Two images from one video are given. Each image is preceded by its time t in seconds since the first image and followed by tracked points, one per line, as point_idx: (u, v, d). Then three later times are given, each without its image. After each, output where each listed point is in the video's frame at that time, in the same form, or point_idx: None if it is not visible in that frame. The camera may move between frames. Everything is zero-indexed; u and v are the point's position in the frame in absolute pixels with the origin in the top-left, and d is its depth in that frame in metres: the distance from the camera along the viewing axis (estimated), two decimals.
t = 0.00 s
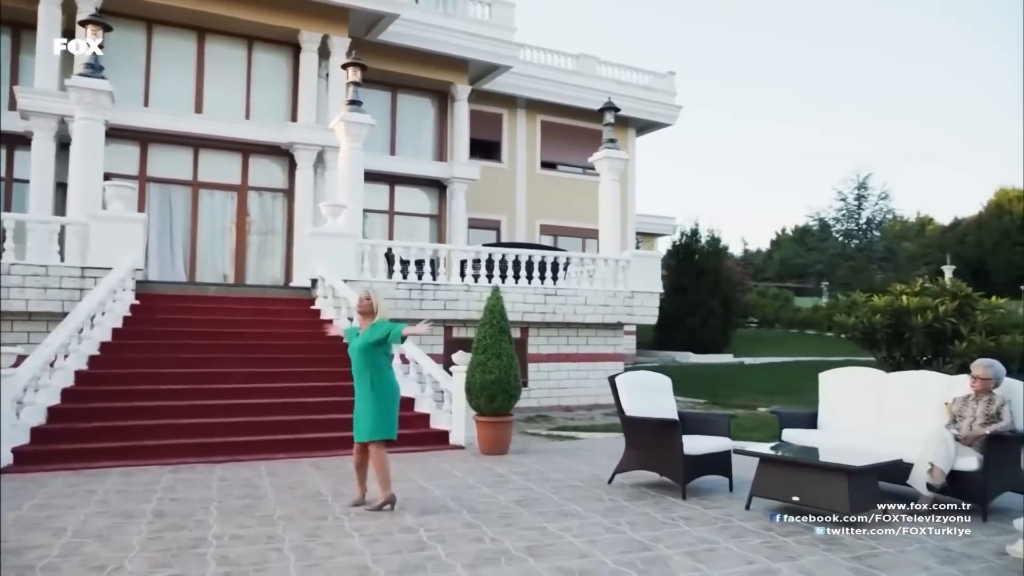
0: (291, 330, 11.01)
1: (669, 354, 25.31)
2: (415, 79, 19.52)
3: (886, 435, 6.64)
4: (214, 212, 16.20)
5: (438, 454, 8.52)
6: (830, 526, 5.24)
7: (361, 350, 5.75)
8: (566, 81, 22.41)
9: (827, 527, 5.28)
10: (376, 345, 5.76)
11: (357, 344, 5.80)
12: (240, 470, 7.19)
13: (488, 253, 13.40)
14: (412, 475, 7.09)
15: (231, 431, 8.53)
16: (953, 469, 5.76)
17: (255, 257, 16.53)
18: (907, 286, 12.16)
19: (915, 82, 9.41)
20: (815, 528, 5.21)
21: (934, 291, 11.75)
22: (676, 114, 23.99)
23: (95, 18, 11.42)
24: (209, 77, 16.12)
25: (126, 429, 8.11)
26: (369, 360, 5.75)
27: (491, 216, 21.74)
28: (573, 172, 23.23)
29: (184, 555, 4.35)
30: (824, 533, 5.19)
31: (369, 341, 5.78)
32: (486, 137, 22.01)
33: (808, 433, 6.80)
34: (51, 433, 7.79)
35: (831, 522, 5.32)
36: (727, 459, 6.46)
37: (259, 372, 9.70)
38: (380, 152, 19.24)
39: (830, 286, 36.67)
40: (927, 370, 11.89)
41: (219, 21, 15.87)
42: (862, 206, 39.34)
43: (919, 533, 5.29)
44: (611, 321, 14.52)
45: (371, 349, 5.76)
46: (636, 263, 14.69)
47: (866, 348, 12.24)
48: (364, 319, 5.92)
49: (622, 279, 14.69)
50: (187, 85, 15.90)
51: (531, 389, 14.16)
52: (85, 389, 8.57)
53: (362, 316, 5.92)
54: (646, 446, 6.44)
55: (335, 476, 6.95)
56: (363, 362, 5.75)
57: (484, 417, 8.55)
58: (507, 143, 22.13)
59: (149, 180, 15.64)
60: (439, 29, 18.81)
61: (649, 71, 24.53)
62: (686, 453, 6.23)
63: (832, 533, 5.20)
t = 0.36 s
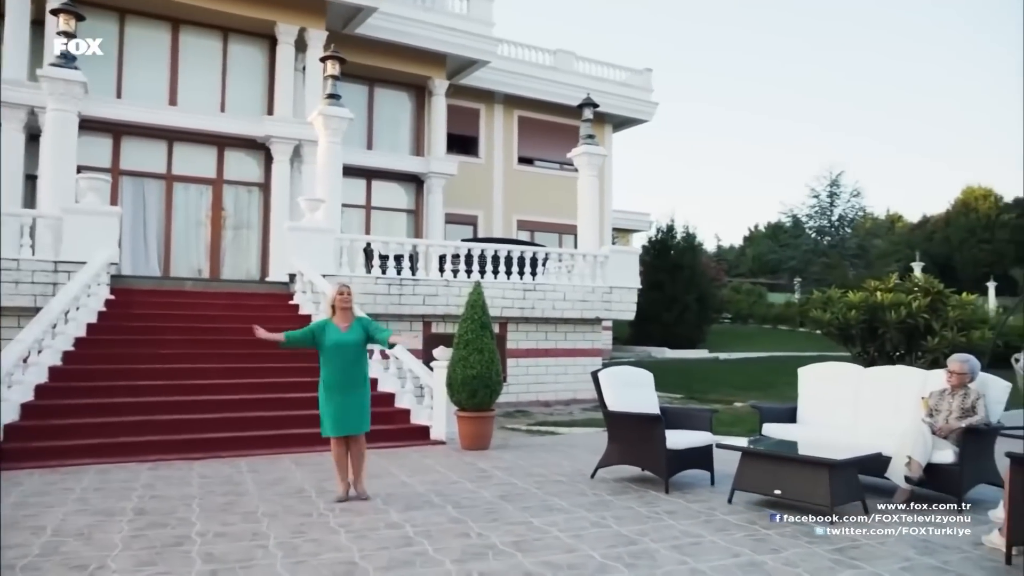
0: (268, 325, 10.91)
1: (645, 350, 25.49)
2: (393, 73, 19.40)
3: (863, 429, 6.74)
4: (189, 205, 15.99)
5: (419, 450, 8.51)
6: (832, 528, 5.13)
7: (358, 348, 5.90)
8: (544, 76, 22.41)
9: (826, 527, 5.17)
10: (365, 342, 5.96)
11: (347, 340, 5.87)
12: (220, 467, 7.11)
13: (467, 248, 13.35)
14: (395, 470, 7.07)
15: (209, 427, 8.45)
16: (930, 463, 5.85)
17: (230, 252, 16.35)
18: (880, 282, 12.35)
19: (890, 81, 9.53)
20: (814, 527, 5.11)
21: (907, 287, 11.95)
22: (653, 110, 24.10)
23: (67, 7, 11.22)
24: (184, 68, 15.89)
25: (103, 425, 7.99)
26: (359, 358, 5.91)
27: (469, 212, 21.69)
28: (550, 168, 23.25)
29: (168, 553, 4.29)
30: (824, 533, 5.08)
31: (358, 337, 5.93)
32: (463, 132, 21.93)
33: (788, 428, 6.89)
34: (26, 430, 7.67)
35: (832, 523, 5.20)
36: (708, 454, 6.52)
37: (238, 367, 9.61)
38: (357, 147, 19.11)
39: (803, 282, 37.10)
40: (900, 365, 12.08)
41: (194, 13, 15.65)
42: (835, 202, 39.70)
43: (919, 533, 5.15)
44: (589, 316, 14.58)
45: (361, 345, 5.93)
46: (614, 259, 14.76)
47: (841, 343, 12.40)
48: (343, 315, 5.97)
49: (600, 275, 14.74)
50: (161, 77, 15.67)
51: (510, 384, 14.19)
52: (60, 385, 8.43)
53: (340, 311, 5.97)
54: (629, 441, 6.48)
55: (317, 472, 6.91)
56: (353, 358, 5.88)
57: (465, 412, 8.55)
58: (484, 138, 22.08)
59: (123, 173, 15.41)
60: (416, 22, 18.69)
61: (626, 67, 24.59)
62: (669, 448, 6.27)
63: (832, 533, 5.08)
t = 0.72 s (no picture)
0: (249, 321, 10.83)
1: (624, 346, 25.61)
2: (374, 68, 19.28)
3: (846, 425, 6.83)
4: (167, 200, 15.80)
5: (405, 446, 8.49)
6: (833, 528, 5.03)
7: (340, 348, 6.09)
8: (525, 73, 22.40)
9: (828, 527, 5.06)
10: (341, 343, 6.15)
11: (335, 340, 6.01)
12: (204, 465, 7.05)
13: (450, 244, 13.32)
14: (381, 467, 7.05)
15: (192, 424, 8.39)
16: (911, 457, 5.96)
17: (210, 248, 16.19)
18: (859, 279, 12.50)
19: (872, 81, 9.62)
20: (814, 527, 5.02)
21: (885, 284, 12.12)
22: (633, 107, 24.18)
23: None
24: (161, 61, 15.68)
25: (83, 423, 7.90)
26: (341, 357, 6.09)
27: (450, 208, 21.64)
28: (531, 164, 23.26)
29: (157, 551, 4.25)
30: (826, 532, 4.98)
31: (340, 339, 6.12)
32: (444, 127, 21.86)
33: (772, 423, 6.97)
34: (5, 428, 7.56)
35: (834, 524, 5.08)
36: (693, 449, 6.58)
37: (219, 364, 9.54)
38: (337, 142, 18.99)
39: (780, 279, 37.44)
40: (878, 360, 12.25)
41: (172, 5, 15.43)
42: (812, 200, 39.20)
43: (921, 533, 5.06)
44: (571, 312, 14.62)
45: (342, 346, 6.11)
46: (596, 255, 14.80)
47: (821, 339, 12.54)
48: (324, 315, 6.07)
49: (582, 271, 14.79)
50: (138, 69, 15.45)
51: (492, 380, 14.20)
52: (39, 382, 8.32)
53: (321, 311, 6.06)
54: (616, 436, 6.52)
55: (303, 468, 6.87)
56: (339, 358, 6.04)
57: (450, 409, 8.54)
58: (465, 134, 22.03)
59: (99, 167, 15.20)
60: (398, 17, 18.58)
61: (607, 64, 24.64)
62: (656, 443, 6.32)
63: (835, 533, 4.98)
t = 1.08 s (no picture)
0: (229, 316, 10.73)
1: (603, 341, 25.70)
2: (354, 62, 19.15)
3: (830, 419, 6.92)
4: (144, 194, 15.60)
5: (389, 442, 8.47)
6: (833, 528, 4.93)
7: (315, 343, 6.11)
8: (506, 69, 22.35)
9: (828, 527, 4.96)
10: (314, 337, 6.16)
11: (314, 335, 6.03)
12: (188, 461, 6.98)
13: (433, 239, 13.27)
14: (367, 462, 7.03)
15: (174, 420, 8.31)
16: (894, 450, 6.05)
17: (188, 243, 16.02)
18: (838, 275, 12.64)
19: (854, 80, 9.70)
20: (813, 527, 4.92)
21: (864, 280, 12.28)
22: (613, 104, 24.24)
23: None
24: (138, 52, 15.44)
25: (63, 419, 7.79)
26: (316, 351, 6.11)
27: (430, 203, 21.57)
28: (511, 160, 23.25)
29: (146, 549, 4.21)
30: (826, 533, 4.88)
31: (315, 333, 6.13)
32: (424, 122, 21.78)
33: (757, 417, 7.03)
34: None
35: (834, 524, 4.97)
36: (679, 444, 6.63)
37: (200, 360, 9.44)
38: (317, 136, 18.84)
39: (757, 274, 37.76)
40: (856, 356, 12.41)
41: None
42: (788, 196, 39.30)
43: (920, 533, 4.98)
44: (553, 308, 14.65)
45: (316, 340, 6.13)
46: (578, 251, 14.84)
47: (801, 335, 12.67)
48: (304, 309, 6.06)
49: (564, 267, 14.82)
50: (114, 61, 15.21)
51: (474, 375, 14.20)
52: (17, 378, 8.19)
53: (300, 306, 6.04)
54: (603, 431, 6.54)
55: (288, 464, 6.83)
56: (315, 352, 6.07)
57: (435, 404, 8.53)
58: (445, 130, 21.95)
59: (74, 160, 14.95)
60: (378, 11, 18.44)
61: (588, 60, 24.67)
62: (643, 438, 6.36)
63: (834, 533, 4.88)
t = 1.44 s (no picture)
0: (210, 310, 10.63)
1: (583, 336, 25.79)
2: (334, 55, 19.01)
3: (812, 412, 7.01)
4: (121, 186, 15.40)
5: (374, 436, 8.46)
6: (831, 527, 4.83)
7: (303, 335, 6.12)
8: (486, 63, 22.30)
9: (828, 527, 4.84)
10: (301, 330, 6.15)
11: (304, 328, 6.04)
12: (170, 456, 6.92)
13: (416, 233, 13.24)
14: (353, 457, 7.01)
15: (155, 415, 8.23)
16: (876, 442, 6.14)
17: (166, 236, 15.83)
18: (816, 270, 12.78)
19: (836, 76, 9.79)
20: (813, 527, 4.80)
21: (843, 275, 12.45)
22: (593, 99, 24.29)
23: None
24: (114, 43, 15.20)
25: (42, 415, 7.69)
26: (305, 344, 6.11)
27: (410, 197, 21.51)
28: (492, 154, 23.24)
29: (134, 545, 4.18)
30: (826, 533, 4.77)
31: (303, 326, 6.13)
32: (404, 116, 21.69)
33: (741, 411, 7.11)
34: None
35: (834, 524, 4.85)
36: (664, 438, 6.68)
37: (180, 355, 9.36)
38: (297, 129, 18.69)
39: (734, 270, 38.07)
40: (834, 350, 12.55)
41: None
42: (766, 192, 40.81)
43: (919, 533, 4.88)
44: (535, 302, 14.69)
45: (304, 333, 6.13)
46: (559, 245, 14.88)
47: (780, 329, 12.80)
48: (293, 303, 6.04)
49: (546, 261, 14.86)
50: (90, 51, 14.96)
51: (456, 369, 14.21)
52: None
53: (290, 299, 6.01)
54: (589, 425, 6.58)
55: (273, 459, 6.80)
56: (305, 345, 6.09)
57: (420, 398, 8.53)
58: (425, 123, 21.87)
59: (49, 152, 14.70)
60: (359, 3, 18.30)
61: (568, 55, 24.68)
62: (629, 432, 6.40)
63: (834, 533, 4.78)
